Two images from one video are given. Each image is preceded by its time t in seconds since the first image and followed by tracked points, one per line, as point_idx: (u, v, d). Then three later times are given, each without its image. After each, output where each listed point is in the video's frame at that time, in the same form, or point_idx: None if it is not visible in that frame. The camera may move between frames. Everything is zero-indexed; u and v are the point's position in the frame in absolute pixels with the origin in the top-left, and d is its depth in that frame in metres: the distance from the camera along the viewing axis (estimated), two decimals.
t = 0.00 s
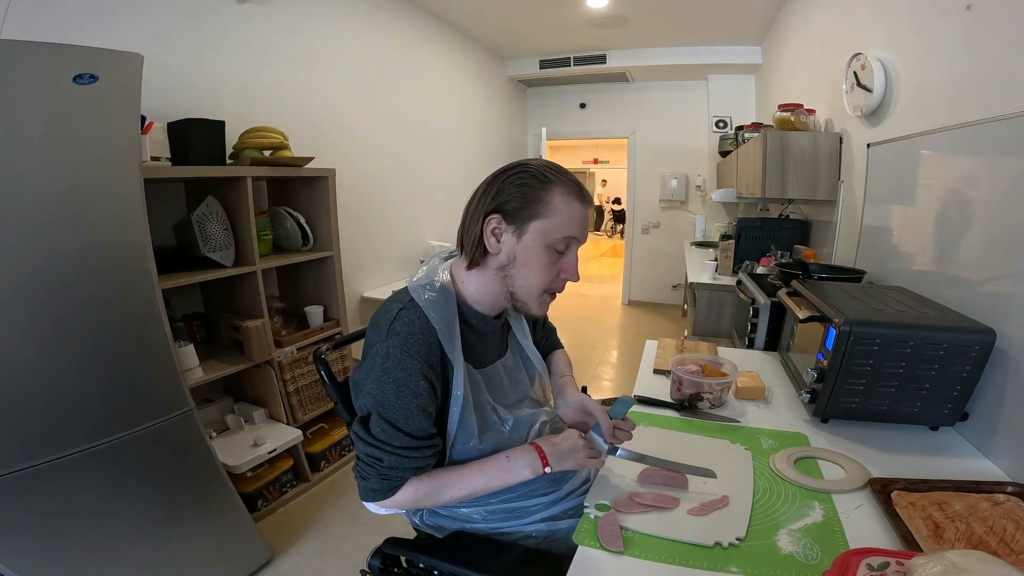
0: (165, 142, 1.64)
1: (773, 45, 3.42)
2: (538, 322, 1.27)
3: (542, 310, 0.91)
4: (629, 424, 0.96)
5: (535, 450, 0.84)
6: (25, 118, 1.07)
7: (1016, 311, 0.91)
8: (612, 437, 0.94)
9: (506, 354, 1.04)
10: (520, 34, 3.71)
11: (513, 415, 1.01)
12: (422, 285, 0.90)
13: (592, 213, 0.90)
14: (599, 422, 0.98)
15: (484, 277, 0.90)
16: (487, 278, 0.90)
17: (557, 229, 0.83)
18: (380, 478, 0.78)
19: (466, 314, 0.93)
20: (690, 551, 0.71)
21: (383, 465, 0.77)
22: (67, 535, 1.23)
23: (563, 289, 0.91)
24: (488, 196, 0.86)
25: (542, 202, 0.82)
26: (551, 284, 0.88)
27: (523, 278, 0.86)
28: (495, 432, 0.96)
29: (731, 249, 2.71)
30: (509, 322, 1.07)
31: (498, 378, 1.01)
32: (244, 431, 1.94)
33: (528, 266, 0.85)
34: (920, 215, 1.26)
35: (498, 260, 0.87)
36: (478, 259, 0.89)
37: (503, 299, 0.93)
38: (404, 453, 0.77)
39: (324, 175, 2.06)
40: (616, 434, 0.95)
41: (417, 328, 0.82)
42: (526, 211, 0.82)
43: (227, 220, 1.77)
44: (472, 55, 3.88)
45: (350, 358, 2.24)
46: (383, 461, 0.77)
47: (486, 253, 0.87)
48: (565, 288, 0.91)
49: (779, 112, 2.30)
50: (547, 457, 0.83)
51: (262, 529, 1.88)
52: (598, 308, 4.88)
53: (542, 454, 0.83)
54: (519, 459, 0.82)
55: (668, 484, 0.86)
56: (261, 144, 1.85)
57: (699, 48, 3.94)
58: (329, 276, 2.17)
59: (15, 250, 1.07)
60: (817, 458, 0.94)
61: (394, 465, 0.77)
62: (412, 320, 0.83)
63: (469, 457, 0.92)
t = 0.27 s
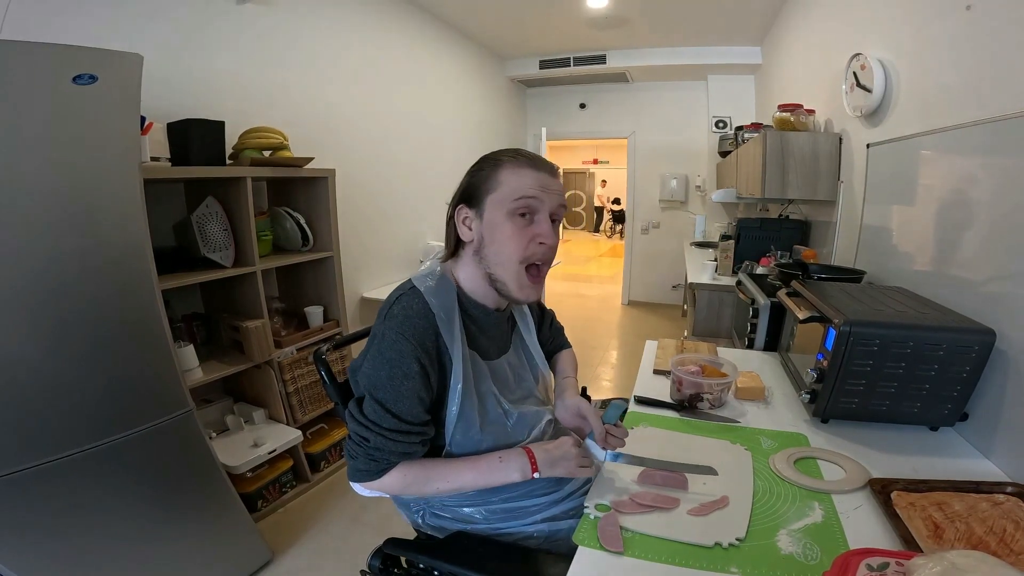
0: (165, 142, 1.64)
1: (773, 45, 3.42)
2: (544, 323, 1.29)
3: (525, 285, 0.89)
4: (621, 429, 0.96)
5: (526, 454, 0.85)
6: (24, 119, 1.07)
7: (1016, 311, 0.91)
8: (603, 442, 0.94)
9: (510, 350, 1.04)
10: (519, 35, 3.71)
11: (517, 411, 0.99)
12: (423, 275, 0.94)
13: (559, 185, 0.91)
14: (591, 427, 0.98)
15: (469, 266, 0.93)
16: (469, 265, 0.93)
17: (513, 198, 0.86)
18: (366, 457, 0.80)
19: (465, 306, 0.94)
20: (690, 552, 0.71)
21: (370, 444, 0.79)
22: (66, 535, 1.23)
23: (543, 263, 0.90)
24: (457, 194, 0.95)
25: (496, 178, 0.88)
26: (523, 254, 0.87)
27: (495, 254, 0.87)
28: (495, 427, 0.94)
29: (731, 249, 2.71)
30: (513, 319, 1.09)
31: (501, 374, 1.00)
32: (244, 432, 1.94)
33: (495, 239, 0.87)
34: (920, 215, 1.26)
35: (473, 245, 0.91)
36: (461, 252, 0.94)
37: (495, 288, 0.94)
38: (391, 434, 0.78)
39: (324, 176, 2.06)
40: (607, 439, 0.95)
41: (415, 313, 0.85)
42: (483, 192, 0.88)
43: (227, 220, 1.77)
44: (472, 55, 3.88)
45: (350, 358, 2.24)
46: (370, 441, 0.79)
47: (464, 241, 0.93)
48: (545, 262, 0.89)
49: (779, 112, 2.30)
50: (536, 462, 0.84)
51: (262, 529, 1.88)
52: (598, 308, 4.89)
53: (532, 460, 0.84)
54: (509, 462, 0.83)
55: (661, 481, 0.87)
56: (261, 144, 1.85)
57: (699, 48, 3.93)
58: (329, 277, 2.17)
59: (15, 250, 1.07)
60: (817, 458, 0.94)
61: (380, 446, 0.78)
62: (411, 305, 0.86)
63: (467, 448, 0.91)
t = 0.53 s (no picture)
0: (164, 141, 1.64)
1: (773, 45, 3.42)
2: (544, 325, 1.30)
3: (501, 268, 0.91)
4: (625, 426, 0.98)
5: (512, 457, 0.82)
6: (24, 118, 1.07)
7: (1016, 311, 0.90)
8: (608, 438, 0.96)
9: (507, 347, 1.04)
10: (519, 35, 3.71)
11: (513, 406, 0.97)
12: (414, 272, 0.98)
13: (521, 170, 0.94)
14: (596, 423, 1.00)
15: (451, 261, 0.97)
16: (450, 260, 0.97)
17: (472, 187, 0.90)
18: (356, 447, 0.82)
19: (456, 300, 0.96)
20: (691, 552, 0.71)
21: (360, 433, 0.80)
22: (66, 536, 1.22)
23: (514, 243, 0.91)
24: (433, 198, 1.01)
25: (457, 172, 0.92)
26: (491, 238, 0.89)
27: (466, 241, 0.90)
28: (492, 420, 0.94)
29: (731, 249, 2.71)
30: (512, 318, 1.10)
31: (500, 369, 0.99)
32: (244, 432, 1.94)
33: (464, 228, 0.90)
34: (920, 215, 1.26)
35: (449, 239, 0.95)
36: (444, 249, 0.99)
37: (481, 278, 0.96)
38: (379, 424, 0.80)
39: (324, 176, 2.05)
40: (612, 435, 0.97)
41: (404, 306, 0.87)
42: (448, 188, 0.93)
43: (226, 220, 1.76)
44: (472, 55, 3.88)
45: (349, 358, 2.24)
46: (360, 431, 0.81)
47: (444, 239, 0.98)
48: (516, 242, 0.91)
49: (779, 112, 2.30)
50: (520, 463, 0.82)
51: (262, 529, 1.88)
52: (598, 308, 4.88)
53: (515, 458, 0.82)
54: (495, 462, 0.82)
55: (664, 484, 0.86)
56: (260, 144, 1.85)
57: (699, 48, 3.93)
58: (328, 277, 2.17)
59: (14, 250, 1.07)
60: (817, 458, 0.94)
61: (369, 435, 0.80)
62: (401, 298, 0.88)
63: (461, 438, 0.91)
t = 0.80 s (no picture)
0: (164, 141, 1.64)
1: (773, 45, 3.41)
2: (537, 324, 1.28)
3: (497, 263, 0.91)
4: (626, 423, 0.98)
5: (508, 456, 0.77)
6: (23, 118, 1.06)
7: (1016, 311, 0.90)
8: (608, 435, 0.96)
9: (502, 344, 1.04)
10: (519, 34, 3.71)
11: (510, 401, 0.98)
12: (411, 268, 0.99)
13: (517, 169, 0.94)
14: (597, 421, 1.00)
15: (447, 257, 0.97)
16: (446, 256, 0.97)
17: (467, 185, 0.90)
18: (351, 441, 0.81)
19: (451, 295, 0.96)
20: (690, 552, 0.71)
21: (353, 425, 0.80)
22: (65, 536, 1.22)
23: (510, 238, 0.90)
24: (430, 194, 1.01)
25: (452, 170, 0.93)
26: (486, 234, 0.89)
27: (461, 238, 0.90)
28: (489, 415, 0.93)
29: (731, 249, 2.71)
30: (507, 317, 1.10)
31: (496, 367, 0.99)
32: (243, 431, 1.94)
33: (459, 224, 0.90)
34: (920, 215, 1.26)
35: (445, 236, 0.95)
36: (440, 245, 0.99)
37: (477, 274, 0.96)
38: (373, 414, 0.79)
39: (323, 176, 2.05)
40: (613, 432, 0.96)
41: (399, 299, 0.88)
42: (445, 186, 0.94)
43: (226, 220, 1.76)
44: (472, 55, 3.88)
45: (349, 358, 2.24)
46: (353, 423, 0.80)
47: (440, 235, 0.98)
48: (512, 237, 0.90)
49: (778, 112, 2.30)
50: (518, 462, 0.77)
51: (261, 529, 1.88)
52: (598, 308, 4.88)
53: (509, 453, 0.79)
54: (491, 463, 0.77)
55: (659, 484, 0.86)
56: (260, 144, 1.85)
57: (699, 48, 3.93)
58: (328, 276, 2.16)
59: (13, 250, 1.07)
60: (817, 458, 0.94)
61: (363, 426, 0.79)
62: (396, 292, 0.89)
63: (458, 431, 0.90)
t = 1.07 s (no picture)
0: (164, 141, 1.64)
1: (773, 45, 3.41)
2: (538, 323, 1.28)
3: (522, 281, 0.92)
4: (622, 425, 0.99)
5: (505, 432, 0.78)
6: (22, 118, 1.06)
7: (1016, 310, 0.90)
8: (606, 436, 0.97)
9: (505, 343, 1.04)
10: (519, 34, 3.70)
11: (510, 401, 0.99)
12: (417, 267, 0.96)
13: (545, 184, 0.92)
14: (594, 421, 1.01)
15: (463, 263, 0.95)
16: (464, 264, 0.95)
17: (503, 206, 0.86)
18: (341, 427, 0.78)
19: (461, 299, 0.96)
20: (690, 552, 0.71)
21: (347, 412, 0.78)
22: (64, 536, 1.22)
23: (536, 259, 0.92)
24: (443, 193, 0.94)
25: (485, 184, 0.87)
26: (517, 257, 0.89)
27: (488, 256, 0.89)
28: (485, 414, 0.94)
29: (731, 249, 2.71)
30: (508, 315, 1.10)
31: (498, 367, 0.99)
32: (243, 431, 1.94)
33: (488, 244, 0.88)
34: (920, 215, 1.25)
35: (465, 246, 0.92)
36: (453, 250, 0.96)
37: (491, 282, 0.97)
38: (369, 402, 0.78)
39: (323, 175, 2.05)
40: (610, 433, 0.97)
41: (407, 294, 0.88)
42: (473, 197, 0.88)
43: (226, 220, 1.76)
44: (471, 55, 3.87)
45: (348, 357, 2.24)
46: (347, 408, 0.78)
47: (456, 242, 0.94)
48: (538, 258, 0.92)
49: (778, 112, 2.31)
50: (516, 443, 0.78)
51: (261, 529, 1.88)
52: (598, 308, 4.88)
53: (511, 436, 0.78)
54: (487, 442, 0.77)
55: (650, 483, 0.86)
56: (259, 144, 1.85)
57: (699, 48, 3.93)
58: (328, 276, 2.16)
59: (12, 250, 1.07)
60: (817, 458, 0.94)
61: (357, 414, 0.78)
62: (404, 287, 0.89)
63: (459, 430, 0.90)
